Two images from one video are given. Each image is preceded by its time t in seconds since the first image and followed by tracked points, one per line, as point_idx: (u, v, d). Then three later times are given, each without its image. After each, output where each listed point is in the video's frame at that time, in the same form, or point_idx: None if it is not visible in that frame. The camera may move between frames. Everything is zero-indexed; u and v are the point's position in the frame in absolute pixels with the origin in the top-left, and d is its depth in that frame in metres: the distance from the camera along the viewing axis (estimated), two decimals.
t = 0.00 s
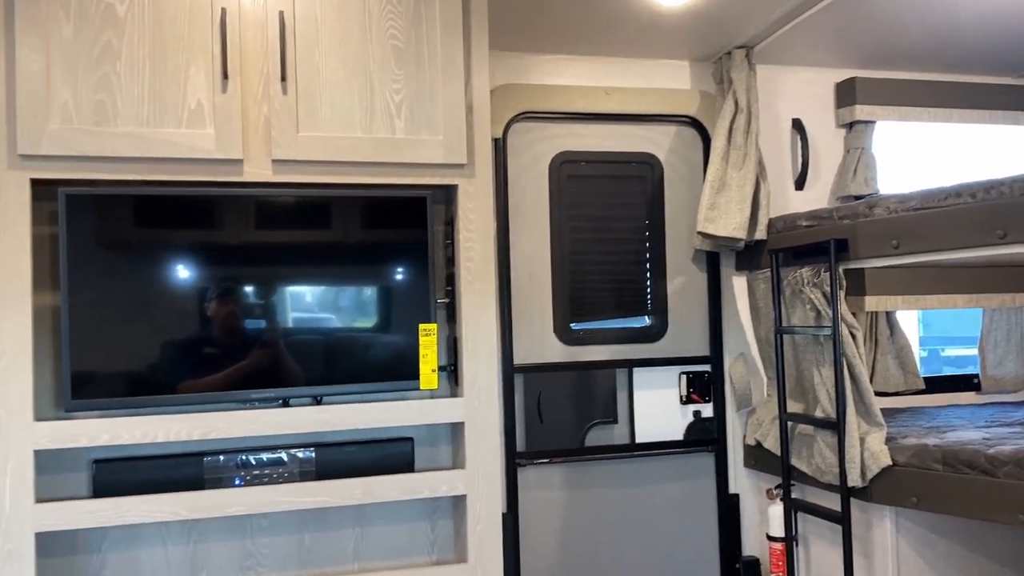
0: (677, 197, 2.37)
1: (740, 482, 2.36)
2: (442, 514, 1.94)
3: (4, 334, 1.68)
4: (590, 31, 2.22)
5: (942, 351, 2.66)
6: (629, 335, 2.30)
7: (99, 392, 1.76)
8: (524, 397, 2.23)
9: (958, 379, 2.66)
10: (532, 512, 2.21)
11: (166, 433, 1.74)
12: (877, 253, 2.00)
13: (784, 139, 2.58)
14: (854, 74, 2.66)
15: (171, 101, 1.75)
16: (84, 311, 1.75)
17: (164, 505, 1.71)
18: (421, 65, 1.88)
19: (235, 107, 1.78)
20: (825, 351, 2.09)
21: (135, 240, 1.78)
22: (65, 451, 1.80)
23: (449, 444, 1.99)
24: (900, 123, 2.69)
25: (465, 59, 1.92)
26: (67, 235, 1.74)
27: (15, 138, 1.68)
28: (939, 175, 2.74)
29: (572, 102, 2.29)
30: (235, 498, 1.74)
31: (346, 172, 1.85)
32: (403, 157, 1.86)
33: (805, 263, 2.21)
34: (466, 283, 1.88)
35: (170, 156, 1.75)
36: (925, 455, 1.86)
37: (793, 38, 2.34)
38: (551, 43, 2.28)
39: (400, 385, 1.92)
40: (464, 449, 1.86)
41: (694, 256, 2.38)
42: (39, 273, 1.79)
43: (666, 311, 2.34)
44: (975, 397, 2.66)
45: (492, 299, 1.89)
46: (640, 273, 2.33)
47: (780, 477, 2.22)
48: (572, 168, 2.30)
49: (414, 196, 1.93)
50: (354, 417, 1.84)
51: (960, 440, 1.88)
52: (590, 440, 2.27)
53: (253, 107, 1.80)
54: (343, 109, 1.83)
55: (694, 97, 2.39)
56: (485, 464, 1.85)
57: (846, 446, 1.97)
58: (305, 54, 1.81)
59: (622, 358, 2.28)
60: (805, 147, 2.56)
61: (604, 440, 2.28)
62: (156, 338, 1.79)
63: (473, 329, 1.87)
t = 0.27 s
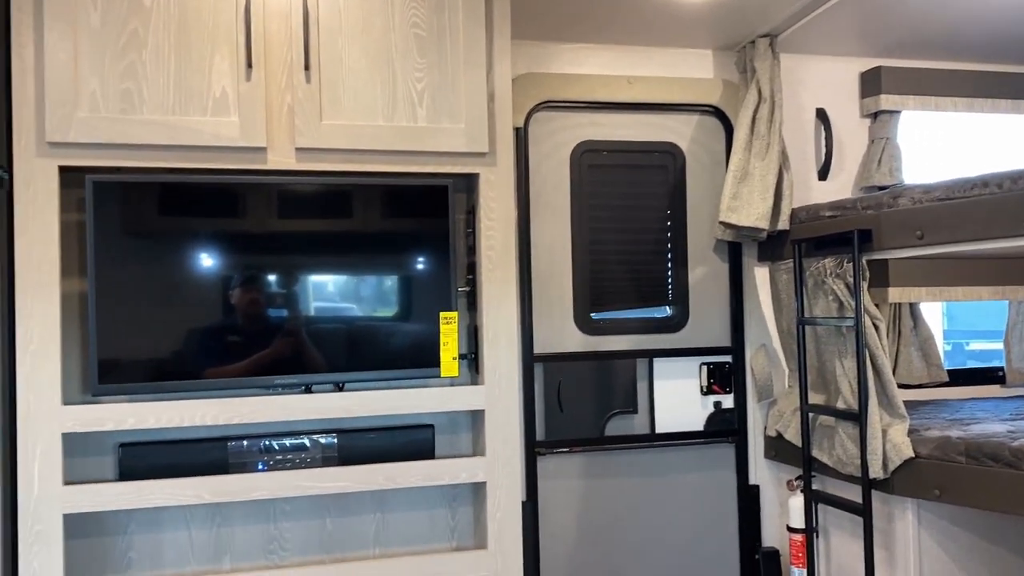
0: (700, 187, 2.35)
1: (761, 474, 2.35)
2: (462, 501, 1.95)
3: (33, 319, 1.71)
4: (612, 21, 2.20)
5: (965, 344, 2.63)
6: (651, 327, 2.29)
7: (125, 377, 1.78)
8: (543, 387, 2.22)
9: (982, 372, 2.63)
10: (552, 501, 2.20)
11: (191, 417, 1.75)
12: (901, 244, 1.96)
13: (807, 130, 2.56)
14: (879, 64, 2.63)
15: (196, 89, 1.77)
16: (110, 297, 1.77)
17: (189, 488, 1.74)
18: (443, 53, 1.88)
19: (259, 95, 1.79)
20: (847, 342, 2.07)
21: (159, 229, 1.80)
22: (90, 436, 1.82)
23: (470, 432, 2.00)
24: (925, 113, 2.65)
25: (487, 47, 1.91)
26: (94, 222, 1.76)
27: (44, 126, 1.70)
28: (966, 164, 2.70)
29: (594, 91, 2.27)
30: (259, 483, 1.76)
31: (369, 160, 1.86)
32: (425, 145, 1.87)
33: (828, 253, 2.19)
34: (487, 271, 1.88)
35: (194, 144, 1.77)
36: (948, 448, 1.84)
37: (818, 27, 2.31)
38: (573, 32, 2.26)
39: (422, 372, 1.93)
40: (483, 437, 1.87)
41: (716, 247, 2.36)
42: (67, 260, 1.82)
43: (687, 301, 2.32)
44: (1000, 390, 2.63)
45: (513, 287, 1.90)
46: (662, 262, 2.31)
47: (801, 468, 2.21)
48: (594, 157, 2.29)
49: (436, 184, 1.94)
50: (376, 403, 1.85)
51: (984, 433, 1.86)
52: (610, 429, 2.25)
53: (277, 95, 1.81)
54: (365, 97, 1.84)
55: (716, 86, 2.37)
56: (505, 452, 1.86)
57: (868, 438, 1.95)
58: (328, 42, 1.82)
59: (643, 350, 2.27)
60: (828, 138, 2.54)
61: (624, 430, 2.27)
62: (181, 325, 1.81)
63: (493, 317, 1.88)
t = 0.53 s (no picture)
0: (722, 176, 2.33)
1: (783, 464, 2.33)
2: (482, 487, 1.96)
3: (60, 305, 1.73)
4: (633, 11, 2.17)
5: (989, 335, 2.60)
6: (674, 317, 2.27)
7: (149, 363, 1.80)
8: (563, 376, 2.22)
9: (1007, 364, 2.60)
10: (571, 489, 2.21)
11: (216, 403, 1.77)
12: (925, 233, 1.94)
13: (831, 118, 2.53)
14: (905, 51, 2.59)
15: (220, 77, 1.78)
16: (135, 285, 1.79)
17: (213, 474, 1.75)
18: (465, 41, 1.88)
19: (282, 83, 1.80)
20: (871, 332, 2.05)
21: (183, 217, 1.81)
22: (115, 421, 1.85)
23: (490, 419, 2.01)
24: (950, 100, 2.61)
25: (508, 35, 1.91)
26: (120, 210, 1.77)
27: (71, 114, 1.72)
28: (993, 151, 2.65)
29: (616, 79, 2.26)
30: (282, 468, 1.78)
31: (390, 148, 1.87)
32: (447, 133, 1.87)
33: (852, 242, 2.16)
34: (508, 259, 1.89)
35: (218, 132, 1.78)
36: (973, 439, 1.82)
37: (843, 15, 2.28)
38: (594, 20, 2.24)
39: (444, 359, 1.93)
40: (504, 424, 1.88)
41: (738, 236, 2.34)
42: (93, 247, 1.84)
43: (709, 290, 2.31)
44: None
45: (534, 275, 1.90)
46: (683, 251, 2.30)
47: (823, 458, 2.19)
48: (615, 146, 2.27)
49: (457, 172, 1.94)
50: (398, 389, 1.86)
51: (1009, 424, 1.84)
52: (630, 419, 2.25)
53: (300, 83, 1.82)
54: (387, 85, 1.85)
55: (739, 74, 2.34)
56: (526, 439, 1.86)
57: (891, 428, 1.94)
58: (350, 30, 1.83)
59: (664, 339, 2.25)
60: (853, 126, 2.52)
61: (645, 419, 2.25)
62: (204, 312, 1.83)
63: (514, 305, 1.88)
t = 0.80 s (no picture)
0: (746, 167, 2.31)
1: (807, 456, 2.32)
2: (506, 476, 1.97)
3: (88, 294, 1.76)
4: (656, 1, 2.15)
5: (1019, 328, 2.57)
6: (699, 306, 2.27)
7: (176, 351, 1.82)
8: (586, 368, 2.21)
9: None
10: (592, 480, 2.20)
11: (242, 391, 1.78)
12: (954, 223, 1.89)
13: (857, 107, 2.50)
14: (932, 39, 2.55)
15: (245, 68, 1.79)
16: (162, 274, 1.81)
17: (239, 461, 1.77)
18: (488, 30, 1.88)
19: (307, 73, 1.81)
20: (897, 323, 2.03)
21: (209, 208, 1.83)
22: (143, 408, 1.87)
23: (513, 409, 2.02)
24: (978, 89, 2.58)
25: (531, 24, 1.91)
26: (147, 200, 1.79)
27: (99, 104, 1.74)
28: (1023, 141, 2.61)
29: (639, 68, 2.24)
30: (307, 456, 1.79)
31: (415, 137, 1.87)
32: (470, 123, 1.87)
33: (878, 232, 2.14)
34: (531, 249, 1.89)
35: (244, 122, 1.80)
36: (1001, 430, 1.80)
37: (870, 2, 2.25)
38: (617, 9, 2.22)
39: (468, 348, 1.94)
40: (527, 414, 1.88)
41: (762, 226, 2.32)
42: (120, 236, 1.87)
43: (733, 281, 2.29)
44: None
45: (558, 266, 1.89)
46: (707, 242, 2.29)
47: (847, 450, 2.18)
48: (639, 136, 2.26)
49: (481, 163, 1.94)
50: (422, 378, 1.87)
51: None
52: (653, 410, 2.24)
53: (324, 74, 1.83)
54: (410, 75, 1.85)
55: (764, 63, 2.32)
56: (549, 429, 1.87)
57: (916, 420, 1.93)
58: (374, 20, 1.83)
59: (687, 330, 2.24)
60: (879, 115, 2.49)
61: (668, 411, 2.25)
62: (230, 302, 1.84)
63: (536, 295, 1.88)
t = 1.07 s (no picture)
0: (771, 158, 2.30)
1: (830, 449, 2.29)
2: (529, 467, 1.97)
3: (117, 284, 1.77)
4: None
5: None
6: (724, 298, 2.25)
7: (203, 341, 1.83)
8: (609, 360, 2.20)
9: None
10: (614, 472, 2.20)
11: (268, 380, 1.80)
12: (983, 214, 1.85)
13: (883, 97, 2.47)
14: (961, 28, 2.52)
15: (271, 59, 1.80)
16: (189, 265, 1.82)
17: (265, 450, 1.78)
18: (512, 21, 1.88)
19: (333, 65, 1.82)
20: (925, 315, 2.00)
21: (234, 199, 1.84)
22: (170, 397, 1.89)
23: (536, 400, 2.02)
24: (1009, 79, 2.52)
25: (556, 14, 1.90)
26: (174, 191, 1.81)
27: (128, 97, 1.76)
28: None
29: (664, 59, 2.22)
30: (332, 446, 1.80)
31: (440, 128, 1.88)
32: (495, 114, 1.87)
33: (906, 224, 2.11)
34: (554, 240, 1.89)
35: (270, 114, 1.81)
36: None
37: None
38: None
39: (491, 339, 1.94)
40: (550, 404, 1.88)
41: (787, 218, 2.31)
42: (148, 227, 1.88)
43: (757, 273, 2.28)
44: None
45: (581, 257, 1.89)
46: (731, 234, 2.27)
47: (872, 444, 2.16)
48: (663, 127, 2.24)
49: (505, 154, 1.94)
50: (446, 369, 1.87)
51: None
52: (676, 402, 2.23)
53: (350, 65, 1.84)
54: (435, 66, 1.85)
55: (789, 53, 2.30)
56: (572, 420, 1.87)
57: (943, 413, 1.90)
58: (399, 11, 1.83)
59: (711, 322, 2.23)
60: (906, 105, 2.45)
61: (691, 403, 2.24)
62: (256, 293, 1.86)
63: (560, 285, 1.88)
